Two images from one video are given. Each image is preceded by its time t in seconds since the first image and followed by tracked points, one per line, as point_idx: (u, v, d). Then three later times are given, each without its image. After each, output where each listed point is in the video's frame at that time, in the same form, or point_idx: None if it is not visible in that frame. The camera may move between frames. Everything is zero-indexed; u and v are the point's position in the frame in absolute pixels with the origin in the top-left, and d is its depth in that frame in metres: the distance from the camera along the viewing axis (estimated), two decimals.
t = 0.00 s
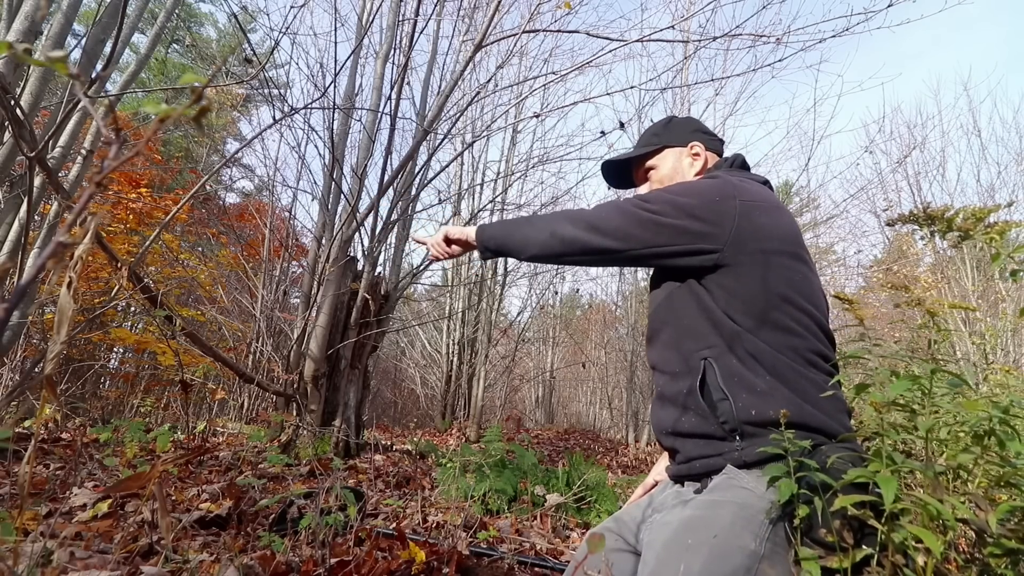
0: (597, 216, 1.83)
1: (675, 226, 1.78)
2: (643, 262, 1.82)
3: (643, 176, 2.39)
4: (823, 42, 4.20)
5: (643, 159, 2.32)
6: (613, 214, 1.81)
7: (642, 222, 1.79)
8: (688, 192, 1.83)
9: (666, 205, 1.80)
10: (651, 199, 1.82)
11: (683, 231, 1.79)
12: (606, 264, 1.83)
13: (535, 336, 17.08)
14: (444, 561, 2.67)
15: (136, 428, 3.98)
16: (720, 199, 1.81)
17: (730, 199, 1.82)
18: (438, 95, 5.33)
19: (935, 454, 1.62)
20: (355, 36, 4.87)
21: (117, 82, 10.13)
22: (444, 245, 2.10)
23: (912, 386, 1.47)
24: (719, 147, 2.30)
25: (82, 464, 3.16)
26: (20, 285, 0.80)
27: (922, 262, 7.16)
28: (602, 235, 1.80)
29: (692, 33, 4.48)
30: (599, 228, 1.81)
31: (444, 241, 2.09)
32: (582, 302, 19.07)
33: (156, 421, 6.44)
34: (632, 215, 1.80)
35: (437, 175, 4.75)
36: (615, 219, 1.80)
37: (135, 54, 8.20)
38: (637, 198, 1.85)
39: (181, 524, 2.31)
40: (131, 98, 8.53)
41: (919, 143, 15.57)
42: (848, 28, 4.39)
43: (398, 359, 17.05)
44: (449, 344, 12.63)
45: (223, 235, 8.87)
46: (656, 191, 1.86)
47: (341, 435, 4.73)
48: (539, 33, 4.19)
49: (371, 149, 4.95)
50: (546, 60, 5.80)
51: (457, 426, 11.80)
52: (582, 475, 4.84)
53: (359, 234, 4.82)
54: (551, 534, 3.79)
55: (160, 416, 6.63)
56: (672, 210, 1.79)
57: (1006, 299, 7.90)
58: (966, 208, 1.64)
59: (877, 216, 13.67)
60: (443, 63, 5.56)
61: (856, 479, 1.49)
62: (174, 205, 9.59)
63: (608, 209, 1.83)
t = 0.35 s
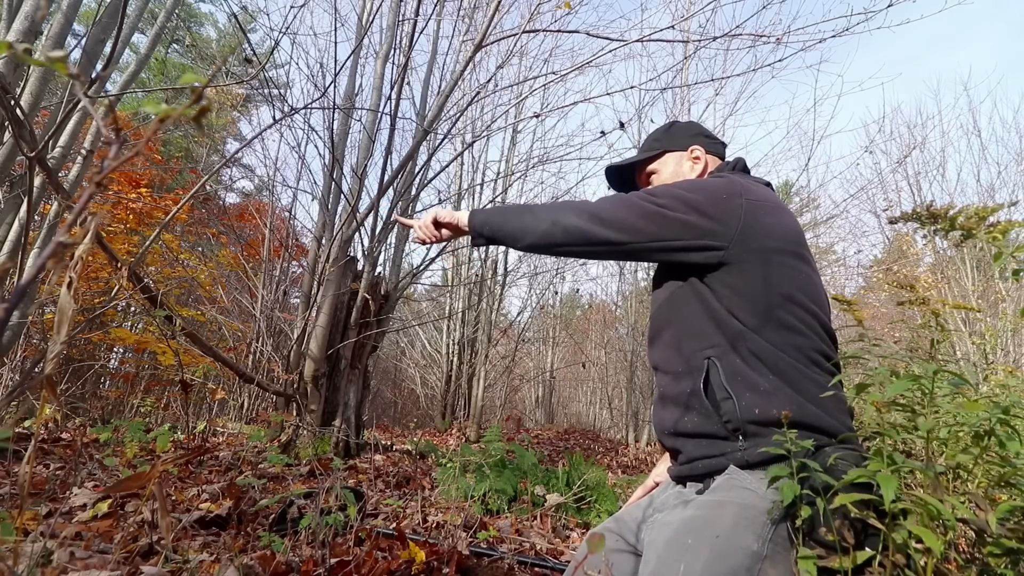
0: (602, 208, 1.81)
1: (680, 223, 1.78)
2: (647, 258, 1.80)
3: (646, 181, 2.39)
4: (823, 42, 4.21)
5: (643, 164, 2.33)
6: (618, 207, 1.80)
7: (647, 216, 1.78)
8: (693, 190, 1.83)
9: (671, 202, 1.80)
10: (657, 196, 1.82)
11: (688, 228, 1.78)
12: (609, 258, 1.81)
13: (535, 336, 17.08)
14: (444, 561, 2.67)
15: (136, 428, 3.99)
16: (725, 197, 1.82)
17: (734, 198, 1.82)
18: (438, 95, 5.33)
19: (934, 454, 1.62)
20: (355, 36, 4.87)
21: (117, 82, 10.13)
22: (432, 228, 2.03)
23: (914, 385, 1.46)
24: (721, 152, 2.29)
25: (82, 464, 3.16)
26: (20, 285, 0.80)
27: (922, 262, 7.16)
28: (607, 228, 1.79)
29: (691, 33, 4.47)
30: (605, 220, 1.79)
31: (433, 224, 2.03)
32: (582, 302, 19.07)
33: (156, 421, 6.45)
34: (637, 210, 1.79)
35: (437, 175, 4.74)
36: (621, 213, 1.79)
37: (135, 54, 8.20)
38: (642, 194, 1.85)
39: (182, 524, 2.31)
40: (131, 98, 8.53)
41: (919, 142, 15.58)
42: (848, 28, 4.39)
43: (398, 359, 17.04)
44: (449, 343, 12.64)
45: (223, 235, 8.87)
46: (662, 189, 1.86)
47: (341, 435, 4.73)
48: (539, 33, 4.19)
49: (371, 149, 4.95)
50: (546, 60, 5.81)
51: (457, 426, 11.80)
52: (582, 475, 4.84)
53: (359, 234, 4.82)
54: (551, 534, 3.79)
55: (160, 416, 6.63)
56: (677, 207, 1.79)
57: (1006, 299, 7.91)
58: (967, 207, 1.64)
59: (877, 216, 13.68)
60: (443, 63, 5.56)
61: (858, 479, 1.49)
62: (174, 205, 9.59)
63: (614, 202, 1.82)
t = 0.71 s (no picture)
0: (676, 298, 1.66)
1: (741, 272, 1.67)
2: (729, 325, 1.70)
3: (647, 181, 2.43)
4: (823, 42, 4.21)
5: (642, 166, 2.37)
6: (688, 289, 1.66)
7: (717, 282, 1.66)
8: (728, 222, 1.75)
9: (720, 250, 1.69)
10: (706, 248, 1.71)
11: (745, 274, 1.68)
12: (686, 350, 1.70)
13: (535, 336, 17.09)
14: (444, 561, 2.67)
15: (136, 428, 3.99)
16: (754, 220, 1.76)
17: (763, 217, 1.77)
18: (438, 95, 5.33)
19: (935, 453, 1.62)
20: (355, 36, 4.87)
21: (117, 82, 10.13)
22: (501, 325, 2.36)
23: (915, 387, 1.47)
24: (722, 153, 2.26)
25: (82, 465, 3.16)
26: (21, 285, 0.80)
27: (923, 262, 7.17)
28: (692, 316, 1.65)
29: (692, 33, 4.46)
30: (689, 307, 1.65)
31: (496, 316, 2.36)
32: (582, 302, 19.06)
33: (156, 421, 6.45)
34: (704, 282, 1.66)
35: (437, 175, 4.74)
36: (695, 292, 1.65)
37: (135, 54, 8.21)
38: (688, 250, 1.73)
39: (181, 524, 2.31)
40: (131, 98, 8.53)
41: (919, 142, 15.58)
42: (848, 28, 4.38)
43: (398, 359, 17.03)
44: (449, 343, 12.64)
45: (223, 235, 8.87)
46: (698, 235, 1.75)
47: (341, 435, 4.73)
48: (540, 33, 4.19)
49: (371, 149, 4.95)
50: (546, 60, 5.81)
51: (457, 425, 11.81)
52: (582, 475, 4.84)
53: (359, 234, 4.82)
54: (551, 534, 3.79)
55: (160, 416, 6.64)
56: (728, 255, 1.68)
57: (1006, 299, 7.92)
58: (966, 208, 1.64)
59: (878, 216, 13.69)
60: (443, 63, 5.56)
61: (858, 479, 1.49)
62: (174, 205, 9.59)
63: (678, 284, 1.68)
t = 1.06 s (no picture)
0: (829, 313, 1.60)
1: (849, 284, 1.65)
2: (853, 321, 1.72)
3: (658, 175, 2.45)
4: (823, 42, 4.21)
5: (652, 160, 2.40)
6: (835, 300, 1.61)
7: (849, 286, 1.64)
8: (810, 221, 1.74)
9: (830, 251, 1.67)
10: (819, 253, 1.66)
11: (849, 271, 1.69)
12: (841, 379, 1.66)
13: (535, 336, 17.09)
14: (444, 561, 2.67)
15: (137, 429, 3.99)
16: (821, 213, 1.78)
17: (822, 208, 1.80)
18: (438, 94, 5.33)
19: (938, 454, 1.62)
20: (355, 36, 4.87)
21: (117, 82, 10.13)
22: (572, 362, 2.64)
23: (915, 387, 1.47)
24: (732, 144, 2.27)
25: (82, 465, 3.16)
26: (20, 286, 0.80)
27: (923, 262, 7.17)
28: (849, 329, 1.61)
29: (692, 32, 4.46)
30: (849, 322, 1.61)
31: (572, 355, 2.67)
32: (581, 302, 19.06)
33: (156, 421, 6.46)
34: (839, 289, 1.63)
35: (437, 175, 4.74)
36: (846, 302, 1.61)
37: (135, 54, 8.20)
38: (801, 260, 1.67)
39: (182, 524, 2.31)
40: (131, 98, 8.53)
41: (919, 142, 15.58)
42: (849, 27, 4.37)
43: (398, 359, 17.02)
44: (449, 344, 12.64)
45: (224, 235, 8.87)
46: (792, 245, 1.70)
47: (342, 435, 4.73)
48: (539, 33, 4.19)
49: (371, 149, 4.95)
50: (546, 60, 5.82)
51: (457, 426, 11.81)
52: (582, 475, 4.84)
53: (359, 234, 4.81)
54: (551, 534, 3.79)
55: (160, 416, 6.64)
56: (838, 254, 1.67)
57: (1006, 299, 7.93)
58: (966, 207, 1.64)
59: (877, 216, 13.69)
60: (443, 63, 5.56)
61: (860, 480, 1.49)
62: (174, 205, 9.60)
63: (820, 299, 1.61)
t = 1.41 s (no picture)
0: (840, 325, 1.60)
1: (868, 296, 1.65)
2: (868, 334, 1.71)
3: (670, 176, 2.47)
4: (823, 42, 4.22)
5: (665, 162, 2.42)
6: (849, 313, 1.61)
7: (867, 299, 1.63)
8: (837, 228, 1.72)
9: (853, 262, 1.65)
10: (841, 263, 1.65)
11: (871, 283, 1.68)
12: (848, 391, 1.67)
13: (535, 336, 17.09)
14: (444, 561, 2.67)
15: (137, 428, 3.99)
16: (849, 221, 1.76)
17: (851, 215, 1.78)
18: (438, 94, 5.33)
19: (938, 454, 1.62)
20: (355, 36, 4.87)
21: (117, 82, 10.13)
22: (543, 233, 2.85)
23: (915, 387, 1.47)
24: (744, 141, 2.27)
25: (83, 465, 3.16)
26: (20, 285, 0.80)
27: (923, 262, 7.18)
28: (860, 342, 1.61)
29: (692, 32, 4.46)
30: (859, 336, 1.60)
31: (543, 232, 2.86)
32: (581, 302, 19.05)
33: (156, 421, 6.46)
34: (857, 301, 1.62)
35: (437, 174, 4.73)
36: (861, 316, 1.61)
37: (135, 54, 8.19)
38: (822, 268, 1.66)
39: (182, 524, 2.31)
40: (131, 98, 8.53)
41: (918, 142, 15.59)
42: (849, 27, 4.36)
43: (398, 359, 16.99)
44: (449, 344, 12.64)
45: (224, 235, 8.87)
46: (817, 251, 1.68)
47: (342, 435, 4.73)
48: (539, 33, 4.19)
49: (371, 148, 4.95)
50: (546, 60, 5.82)
51: (457, 425, 11.81)
52: (582, 475, 4.83)
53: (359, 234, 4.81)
54: (551, 534, 3.79)
55: (160, 416, 6.64)
56: (861, 266, 1.66)
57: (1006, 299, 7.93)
58: (965, 208, 1.64)
59: (877, 216, 13.70)
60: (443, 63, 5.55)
61: (861, 480, 1.49)
62: (174, 205, 9.60)
63: (835, 309, 1.61)
